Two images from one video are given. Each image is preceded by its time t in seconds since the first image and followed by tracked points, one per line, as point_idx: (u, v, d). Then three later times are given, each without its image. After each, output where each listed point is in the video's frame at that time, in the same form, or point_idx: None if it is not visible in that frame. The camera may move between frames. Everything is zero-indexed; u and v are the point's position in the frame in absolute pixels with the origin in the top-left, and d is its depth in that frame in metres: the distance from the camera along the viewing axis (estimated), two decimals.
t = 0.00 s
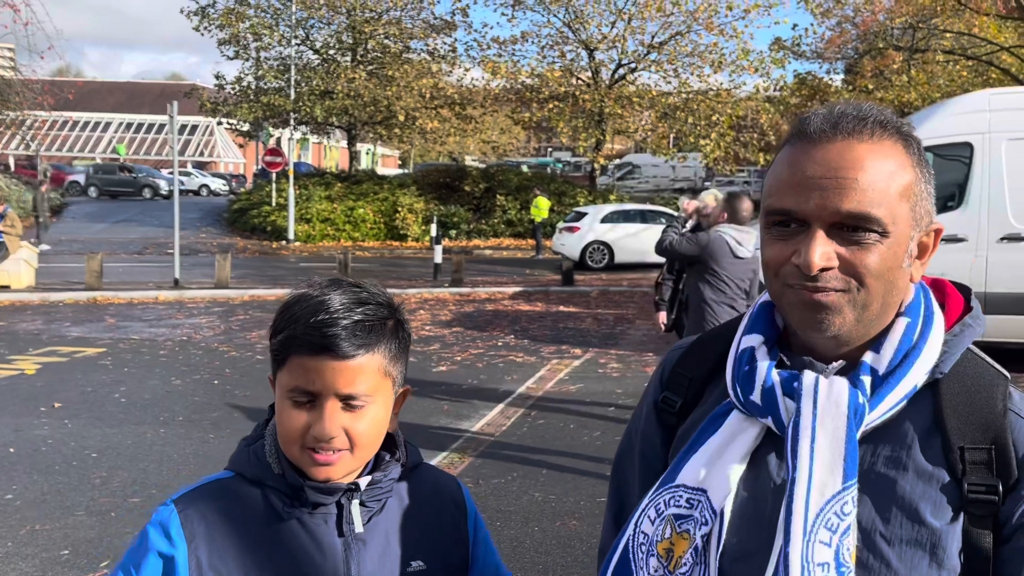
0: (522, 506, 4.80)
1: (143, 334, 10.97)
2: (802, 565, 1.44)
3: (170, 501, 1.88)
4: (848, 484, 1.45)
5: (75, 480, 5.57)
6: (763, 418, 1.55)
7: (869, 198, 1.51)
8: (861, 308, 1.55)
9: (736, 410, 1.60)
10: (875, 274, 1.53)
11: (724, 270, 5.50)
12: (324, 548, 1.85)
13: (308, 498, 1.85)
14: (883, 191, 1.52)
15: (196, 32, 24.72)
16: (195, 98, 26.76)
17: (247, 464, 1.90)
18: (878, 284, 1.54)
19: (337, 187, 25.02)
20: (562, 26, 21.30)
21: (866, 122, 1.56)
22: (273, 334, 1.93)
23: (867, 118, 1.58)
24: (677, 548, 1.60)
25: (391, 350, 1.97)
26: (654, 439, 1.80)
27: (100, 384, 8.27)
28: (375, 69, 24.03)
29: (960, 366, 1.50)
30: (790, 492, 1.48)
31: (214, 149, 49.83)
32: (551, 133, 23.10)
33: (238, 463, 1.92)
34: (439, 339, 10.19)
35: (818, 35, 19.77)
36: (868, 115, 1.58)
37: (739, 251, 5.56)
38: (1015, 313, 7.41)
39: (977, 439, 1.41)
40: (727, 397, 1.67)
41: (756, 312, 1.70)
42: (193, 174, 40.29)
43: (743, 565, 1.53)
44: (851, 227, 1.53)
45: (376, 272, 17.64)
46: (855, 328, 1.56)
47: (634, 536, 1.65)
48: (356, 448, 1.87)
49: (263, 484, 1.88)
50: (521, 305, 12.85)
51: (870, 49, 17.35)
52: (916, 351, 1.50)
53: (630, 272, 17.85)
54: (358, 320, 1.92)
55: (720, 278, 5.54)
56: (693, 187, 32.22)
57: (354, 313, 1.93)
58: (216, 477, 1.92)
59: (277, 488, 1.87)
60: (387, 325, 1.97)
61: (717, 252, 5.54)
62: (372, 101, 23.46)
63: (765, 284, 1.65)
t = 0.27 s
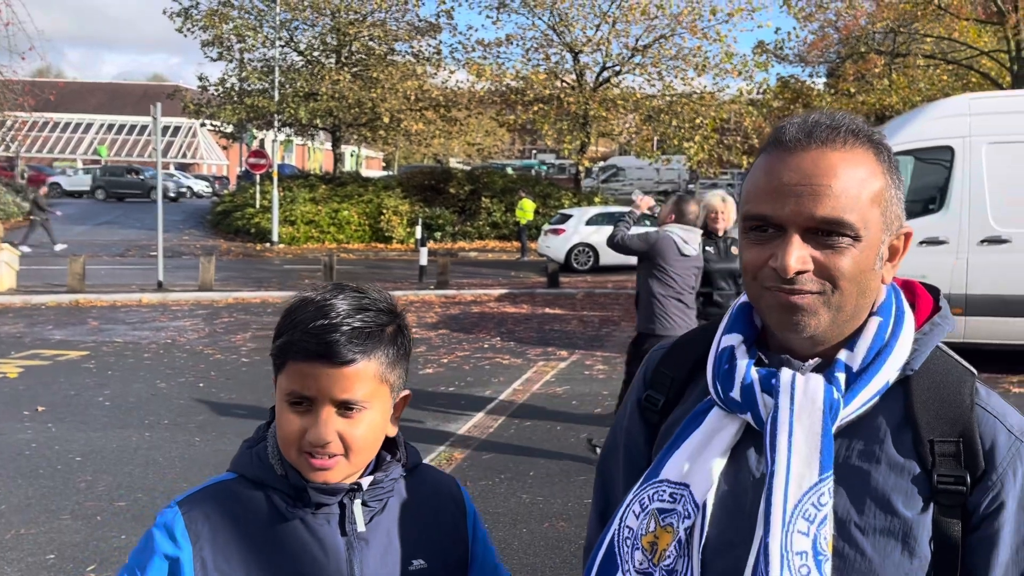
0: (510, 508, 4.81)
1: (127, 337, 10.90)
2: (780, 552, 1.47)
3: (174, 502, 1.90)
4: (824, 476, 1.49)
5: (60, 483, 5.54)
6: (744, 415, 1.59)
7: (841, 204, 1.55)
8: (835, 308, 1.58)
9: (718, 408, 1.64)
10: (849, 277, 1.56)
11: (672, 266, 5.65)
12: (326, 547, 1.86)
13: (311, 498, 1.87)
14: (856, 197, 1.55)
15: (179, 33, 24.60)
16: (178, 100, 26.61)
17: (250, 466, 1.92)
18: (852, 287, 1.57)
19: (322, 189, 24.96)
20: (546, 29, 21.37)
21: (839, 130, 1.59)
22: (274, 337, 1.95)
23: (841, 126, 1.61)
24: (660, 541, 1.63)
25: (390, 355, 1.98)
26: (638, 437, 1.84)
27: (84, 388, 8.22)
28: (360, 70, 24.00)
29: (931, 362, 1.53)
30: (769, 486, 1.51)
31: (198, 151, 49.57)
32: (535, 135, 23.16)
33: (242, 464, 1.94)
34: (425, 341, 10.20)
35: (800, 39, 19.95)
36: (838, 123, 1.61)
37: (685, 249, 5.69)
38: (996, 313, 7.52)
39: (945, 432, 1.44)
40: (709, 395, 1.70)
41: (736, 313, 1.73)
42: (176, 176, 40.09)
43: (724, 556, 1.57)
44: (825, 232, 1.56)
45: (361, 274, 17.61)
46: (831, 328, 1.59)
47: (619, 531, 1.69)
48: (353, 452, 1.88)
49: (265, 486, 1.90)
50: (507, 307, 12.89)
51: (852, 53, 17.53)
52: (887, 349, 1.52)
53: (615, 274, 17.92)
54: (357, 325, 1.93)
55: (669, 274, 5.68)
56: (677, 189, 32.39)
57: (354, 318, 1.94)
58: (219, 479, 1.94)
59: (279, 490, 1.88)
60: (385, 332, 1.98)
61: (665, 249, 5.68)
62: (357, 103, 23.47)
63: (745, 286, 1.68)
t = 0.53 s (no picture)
0: (501, 509, 4.83)
1: (113, 340, 10.84)
2: (747, 531, 1.50)
3: (186, 502, 1.92)
4: (785, 459, 1.52)
5: (48, 487, 5.51)
6: (709, 405, 1.62)
7: (798, 205, 1.59)
8: (793, 303, 1.62)
9: (686, 401, 1.67)
10: (807, 273, 1.61)
11: (617, 269, 6.17)
12: (335, 543, 1.89)
13: (321, 498, 1.89)
14: (811, 199, 1.59)
15: (164, 34, 24.48)
16: (163, 101, 26.49)
17: (261, 465, 1.94)
18: (809, 283, 1.61)
19: (308, 191, 24.90)
20: (533, 32, 21.43)
21: (794, 135, 1.64)
22: (285, 339, 1.98)
23: (795, 133, 1.66)
24: (634, 529, 1.65)
25: (399, 357, 2.01)
26: (613, 434, 1.87)
27: (70, 391, 8.16)
28: (346, 72, 23.98)
29: (885, 352, 1.57)
30: (734, 473, 1.54)
31: (182, 153, 49.32)
32: (522, 138, 23.22)
33: (252, 464, 1.97)
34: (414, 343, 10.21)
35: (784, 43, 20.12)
36: (793, 128, 1.66)
37: (629, 254, 6.25)
38: (980, 314, 7.67)
39: (896, 416, 1.48)
40: (678, 389, 1.74)
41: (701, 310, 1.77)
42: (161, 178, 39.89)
43: (700, 541, 1.60)
44: (783, 231, 1.60)
45: (348, 277, 17.57)
46: (790, 323, 1.64)
47: (594, 521, 1.71)
48: (360, 453, 1.90)
49: (276, 485, 1.92)
50: (496, 309, 12.91)
51: (836, 58, 17.69)
52: (843, 340, 1.56)
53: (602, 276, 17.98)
54: (367, 328, 1.95)
55: (614, 276, 6.19)
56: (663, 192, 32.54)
57: (365, 321, 1.97)
58: (229, 478, 1.97)
59: (291, 489, 1.91)
60: (395, 334, 2.01)
61: (610, 255, 6.23)
62: (344, 105, 23.47)
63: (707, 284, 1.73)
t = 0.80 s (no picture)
0: (494, 510, 4.85)
1: (102, 343, 10.78)
2: (704, 515, 1.57)
3: (189, 499, 1.91)
4: (738, 444, 1.59)
5: (38, 490, 5.48)
6: (666, 397, 1.68)
7: (749, 200, 1.66)
8: (746, 294, 1.70)
9: (646, 394, 1.73)
10: (757, 266, 1.69)
11: (574, 264, 6.57)
12: (339, 541, 1.90)
13: (326, 496, 1.90)
14: (761, 195, 1.67)
15: (151, 36, 24.37)
16: (150, 103, 26.35)
17: (266, 461, 1.96)
18: (759, 275, 1.69)
19: (297, 193, 24.83)
20: (522, 34, 21.47)
21: (744, 135, 1.70)
22: (290, 337, 1.99)
23: (745, 133, 1.73)
24: (602, 518, 1.71)
25: (403, 355, 2.02)
26: (580, 431, 1.92)
27: (59, 394, 8.11)
28: (335, 74, 23.95)
29: (831, 340, 1.65)
30: (691, 460, 1.61)
31: (170, 155, 49.12)
32: (511, 140, 23.25)
33: (258, 461, 1.97)
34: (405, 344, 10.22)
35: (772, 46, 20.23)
36: (743, 128, 1.73)
37: (586, 249, 6.65)
38: (967, 315, 7.76)
39: (841, 399, 1.57)
40: (638, 384, 1.80)
41: (658, 305, 1.84)
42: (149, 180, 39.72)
43: (663, 528, 1.66)
44: (736, 226, 1.68)
45: (338, 279, 17.55)
46: (744, 314, 1.72)
47: (565, 513, 1.77)
48: (366, 451, 1.91)
49: (281, 482, 1.93)
50: (486, 311, 12.93)
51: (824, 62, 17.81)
52: (790, 330, 1.64)
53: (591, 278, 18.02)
54: (372, 325, 1.97)
55: (571, 271, 6.58)
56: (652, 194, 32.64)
57: (370, 318, 1.98)
58: (233, 475, 1.97)
59: (296, 487, 1.91)
60: (400, 331, 2.02)
61: (568, 251, 6.64)
62: (333, 107, 23.49)
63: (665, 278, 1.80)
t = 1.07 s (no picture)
0: (486, 514, 4.84)
1: (90, 347, 10.71)
2: (673, 517, 1.57)
3: (176, 505, 1.90)
4: (701, 445, 1.60)
5: (25, 496, 5.44)
6: (628, 404, 1.69)
7: (694, 207, 1.68)
8: (695, 297, 1.72)
9: (606, 402, 1.74)
10: (705, 269, 1.70)
11: (537, 267, 6.66)
12: (330, 549, 1.89)
13: (314, 502, 1.89)
14: (703, 201, 1.69)
15: (141, 39, 24.27)
16: (140, 106, 26.23)
17: (254, 467, 1.94)
18: (708, 278, 1.71)
19: (288, 197, 24.77)
20: (513, 38, 21.50)
21: (682, 143, 1.71)
22: (278, 340, 1.98)
23: (684, 140, 1.74)
24: (573, 528, 1.71)
25: (393, 358, 2.01)
26: (544, 440, 1.92)
27: (46, 399, 8.05)
28: (326, 78, 23.92)
29: (779, 333, 1.67)
30: (656, 463, 1.61)
31: (159, 158, 48.92)
32: (502, 144, 23.26)
33: (246, 466, 1.96)
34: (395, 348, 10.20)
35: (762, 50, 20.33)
36: (679, 136, 1.73)
37: (549, 252, 6.71)
38: (956, 317, 7.80)
39: (794, 391, 1.59)
40: (598, 393, 1.80)
41: (611, 313, 1.85)
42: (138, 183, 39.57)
43: (634, 530, 1.67)
44: (682, 232, 1.69)
45: (328, 283, 17.51)
46: (694, 317, 1.73)
47: (536, 525, 1.76)
48: (357, 456, 1.90)
49: (270, 490, 1.92)
50: (478, 315, 12.92)
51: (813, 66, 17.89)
52: (741, 327, 1.66)
53: (583, 282, 18.03)
54: (362, 327, 1.96)
55: (535, 273, 6.68)
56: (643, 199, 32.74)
57: (360, 320, 1.97)
58: (221, 480, 1.95)
59: (286, 494, 1.90)
60: (390, 334, 2.02)
61: (532, 253, 6.72)
62: (323, 111, 23.46)
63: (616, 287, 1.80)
